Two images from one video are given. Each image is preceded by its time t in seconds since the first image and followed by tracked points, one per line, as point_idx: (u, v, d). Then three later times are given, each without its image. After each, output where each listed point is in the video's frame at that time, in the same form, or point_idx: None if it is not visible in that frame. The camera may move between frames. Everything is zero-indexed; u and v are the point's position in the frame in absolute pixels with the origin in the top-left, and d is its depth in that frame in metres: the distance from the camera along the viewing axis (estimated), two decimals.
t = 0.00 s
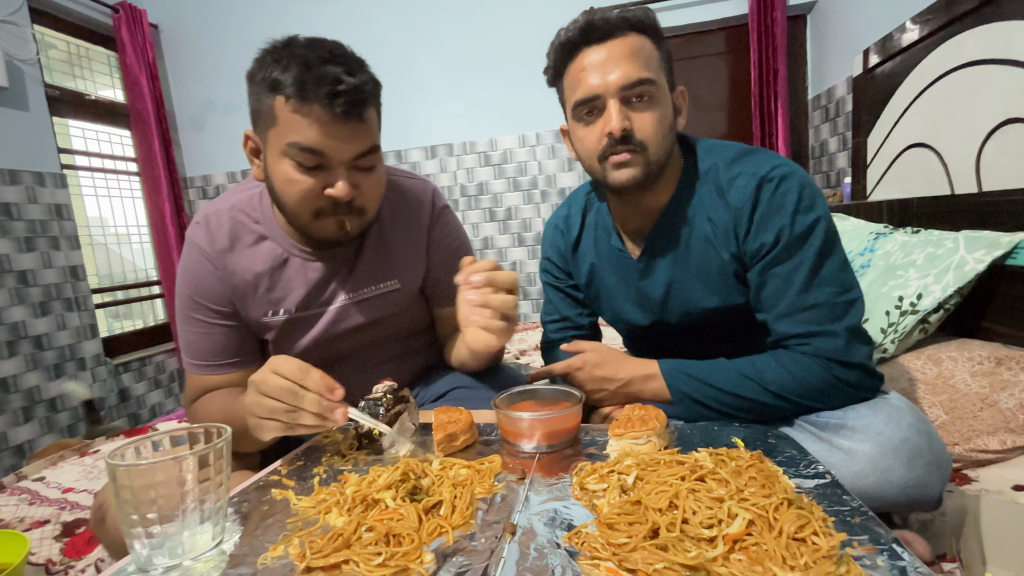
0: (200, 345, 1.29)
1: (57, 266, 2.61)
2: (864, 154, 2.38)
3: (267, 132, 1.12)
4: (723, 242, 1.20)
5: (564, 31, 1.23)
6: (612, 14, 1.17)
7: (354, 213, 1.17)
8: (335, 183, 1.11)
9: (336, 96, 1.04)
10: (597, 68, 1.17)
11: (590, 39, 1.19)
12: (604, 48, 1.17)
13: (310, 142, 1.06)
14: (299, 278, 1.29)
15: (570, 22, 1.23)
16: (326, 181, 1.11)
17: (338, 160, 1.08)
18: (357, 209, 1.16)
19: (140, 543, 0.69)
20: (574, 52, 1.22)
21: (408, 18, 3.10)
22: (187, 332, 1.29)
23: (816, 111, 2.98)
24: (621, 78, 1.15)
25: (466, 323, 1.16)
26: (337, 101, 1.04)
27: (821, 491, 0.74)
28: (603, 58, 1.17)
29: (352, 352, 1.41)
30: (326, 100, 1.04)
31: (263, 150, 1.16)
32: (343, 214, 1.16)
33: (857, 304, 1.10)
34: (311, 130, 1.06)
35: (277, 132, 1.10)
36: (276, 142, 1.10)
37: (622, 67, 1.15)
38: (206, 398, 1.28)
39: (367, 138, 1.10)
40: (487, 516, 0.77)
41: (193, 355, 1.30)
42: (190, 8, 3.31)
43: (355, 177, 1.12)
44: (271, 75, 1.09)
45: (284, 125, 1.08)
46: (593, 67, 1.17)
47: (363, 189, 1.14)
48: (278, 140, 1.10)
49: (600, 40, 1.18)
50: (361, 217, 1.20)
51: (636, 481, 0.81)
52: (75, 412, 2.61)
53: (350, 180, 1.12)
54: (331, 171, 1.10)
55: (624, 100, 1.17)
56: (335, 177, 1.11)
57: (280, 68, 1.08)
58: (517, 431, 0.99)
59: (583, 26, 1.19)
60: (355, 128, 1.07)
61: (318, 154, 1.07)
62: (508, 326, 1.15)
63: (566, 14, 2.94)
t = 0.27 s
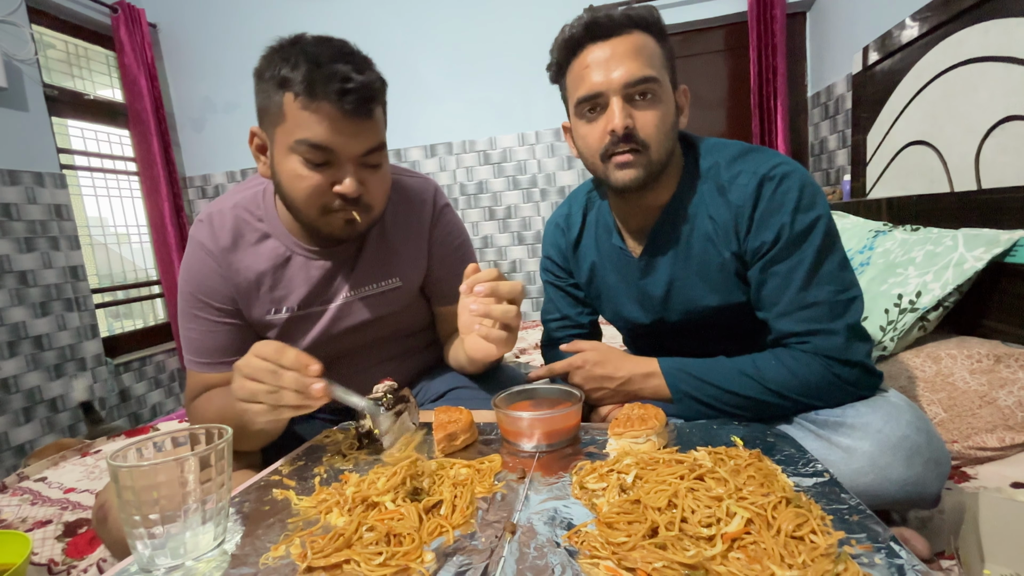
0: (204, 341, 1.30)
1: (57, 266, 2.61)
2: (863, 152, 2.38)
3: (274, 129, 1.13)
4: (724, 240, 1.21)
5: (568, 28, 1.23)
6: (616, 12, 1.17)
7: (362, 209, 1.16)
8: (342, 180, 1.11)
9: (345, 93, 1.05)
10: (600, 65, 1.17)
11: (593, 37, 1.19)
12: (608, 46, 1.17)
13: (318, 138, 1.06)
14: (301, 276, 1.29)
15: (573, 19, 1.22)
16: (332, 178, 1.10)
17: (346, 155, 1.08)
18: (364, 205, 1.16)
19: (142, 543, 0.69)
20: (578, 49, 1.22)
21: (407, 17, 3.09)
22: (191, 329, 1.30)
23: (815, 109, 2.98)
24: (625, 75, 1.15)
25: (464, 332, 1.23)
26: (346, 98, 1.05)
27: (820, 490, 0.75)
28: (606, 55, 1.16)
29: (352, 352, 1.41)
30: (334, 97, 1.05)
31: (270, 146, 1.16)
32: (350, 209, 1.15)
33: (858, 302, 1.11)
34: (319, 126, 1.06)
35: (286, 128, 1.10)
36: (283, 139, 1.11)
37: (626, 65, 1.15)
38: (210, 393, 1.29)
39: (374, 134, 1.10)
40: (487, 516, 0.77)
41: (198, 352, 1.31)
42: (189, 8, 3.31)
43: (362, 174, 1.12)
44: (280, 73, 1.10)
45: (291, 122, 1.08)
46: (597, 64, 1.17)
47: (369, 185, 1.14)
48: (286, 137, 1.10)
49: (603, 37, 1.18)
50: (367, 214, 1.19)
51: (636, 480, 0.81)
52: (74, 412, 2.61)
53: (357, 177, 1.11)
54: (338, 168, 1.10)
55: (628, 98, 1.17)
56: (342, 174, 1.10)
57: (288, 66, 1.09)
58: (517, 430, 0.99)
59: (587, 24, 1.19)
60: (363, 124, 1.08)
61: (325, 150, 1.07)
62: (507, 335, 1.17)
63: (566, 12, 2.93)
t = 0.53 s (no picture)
0: (216, 315, 1.25)
1: (53, 263, 2.60)
2: (861, 147, 2.38)
3: (298, 100, 0.96)
4: (724, 234, 1.20)
5: (568, 17, 1.21)
6: (618, 0, 1.15)
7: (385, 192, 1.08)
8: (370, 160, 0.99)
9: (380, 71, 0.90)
10: (600, 54, 1.15)
11: (594, 26, 1.18)
12: (608, 34, 1.15)
13: (351, 115, 0.93)
14: (319, 254, 1.27)
15: (574, 8, 1.21)
16: (358, 153, 0.98)
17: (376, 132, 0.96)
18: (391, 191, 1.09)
19: (136, 539, 0.68)
20: (577, 38, 1.20)
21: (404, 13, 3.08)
22: (203, 300, 1.25)
23: (813, 104, 2.97)
24: (625, 64, 1.13)
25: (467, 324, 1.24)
26: (379, 77, 0.90)
27: (816, 483, 0.75)
28: (606, 44, 1.15)
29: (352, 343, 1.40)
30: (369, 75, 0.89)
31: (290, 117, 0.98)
32: (375, 188, 1.05)
33: (857, 297, 1.10)
34: (349, 101, 0.92)
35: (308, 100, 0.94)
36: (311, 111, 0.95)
37: (626, 54, 1.14)
38: (216, 372, 1.25)
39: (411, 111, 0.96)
40: (484, 510, 0.77)
41: (207, 324, 1.26)
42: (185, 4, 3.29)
43: (392, 155, 1.01)
44: (317, 51, 0.92)
45: (323, 97, 0.93)
46: (597, 53, 1.16)
47: (396, 167, 1.03)
48: (317, 112, 0.95)
49: (604, 26, 1.17)
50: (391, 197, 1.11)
51: (633, 475, 0.81)
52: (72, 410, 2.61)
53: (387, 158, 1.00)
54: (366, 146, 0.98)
55: (628, 87, 1.15)
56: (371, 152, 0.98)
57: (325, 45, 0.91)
58: (514, 425, 0.99)
59: (589, 11, 1.17)
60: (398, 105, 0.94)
61: (355, 127, 0.94)
62: (511, 326, 1.18)
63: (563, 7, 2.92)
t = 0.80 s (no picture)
0: (234, 282, 1.34)
1: (46, 261, 2.58)
2: (858, 143, 2.37)
3: (343, 91, 1.30)
4: (721, 230, 1.19)
5: (564, 13, 1.20)
6: None
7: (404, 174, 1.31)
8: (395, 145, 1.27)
9: (411, 62, 1.25)
10: (596, 51, 1.14)
11: (589, 22, 1.17)
12: (603, 31, 1.15)
13: (382, 101, 1.24)
14: (337, 235, 1.42)
15: (569, 4, 1.20)
16: (386, 139, 1.28)
17: (403, 118, 1.26)
18: (409, 171, 1.32)
19: (123, 539, 0.67)
20: (573, 35, 1.19)
21: (400, 9, 3.06)
22: (224, 268, 1.35)
23: (810, 100, 2.96)
24: (620, 61, 1.12)
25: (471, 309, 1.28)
26: (411, 66, 1.25)
27: (813, 480, 0.74)
28: (602, 41, 1.14)
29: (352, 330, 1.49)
30: (401, 64, 1.24)
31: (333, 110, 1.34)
32: (396, 171, 1.30)
33: (855, 292, 1.10)
34: (381, 88, 1.24)
35: (352, 92, 1.28)
36: (349, 100, 1.28)
37: (621, 51, 1.13)
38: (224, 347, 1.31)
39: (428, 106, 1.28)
40: (477, 509, 0.76)
41: (224, 292, 1.34)
42: None
43: (413, 142, 1.30)
44: (355, 44, 1.29)
45: (359, 84, 1.27)
46: (592, 50, 1.15)
47: (416, 153, 1.31)
48: (351, 97, 1.28)
49: (599, 23, 1.16)
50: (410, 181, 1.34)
51: (628, 472, 0.80)
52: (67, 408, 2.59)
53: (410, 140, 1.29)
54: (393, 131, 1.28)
55: (624, 84, 1.14)
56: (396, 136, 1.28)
57: (363, 38, 1.29)
58: (509, 423, 0.98)
59: (583, 8, 1.17)
60: (420, 92, 1.26)
61: (385, 113, 1.25)
62: (517, 313, 1.18)
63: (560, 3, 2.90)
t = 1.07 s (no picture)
0: (264, 250, 1.38)
1: (51, 257, 2.59)
2: (863, 138, 2.36)
3: (378, 79, 1.36)
4: (724, 225, 1.19)
5: (562, 8, 1.19)
6: None
7: (428, 158, 1.36)
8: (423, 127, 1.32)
9: (442, 52, 1.31)
10: (595, 46, 1.13)
11: (588, 17, 1.16)
12: (603, 26, 1.14)
13: (413, 88, 1.30)
14: (364, 215, 1.46)
15: None
16: (414, 123, 1.33)
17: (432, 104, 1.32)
18: (434, 156, 1.37)
19: (126, 531, 0.68)
20: (573, 30, 1.18)
21: (402, 4, 3.05)
22: (255, 236, 1.39)
23: (815, 95, 2.94)
24: (620, 56, 1.12)
25: (485, 291, 1.30)
26: (442, 56, 1.30)
27: (816, 474, 0.74)
28: (602, 35, 1.13)
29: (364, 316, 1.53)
30: (433, 54, 1.30)
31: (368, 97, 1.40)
32: (420, 156, 1.35)
33: (860, 286, 1.09)
34: (413, 75, 1.30)
35: (384, 80, 1.34)
36: (382, 87, 1.34)
37: (622, 46, 1.12)
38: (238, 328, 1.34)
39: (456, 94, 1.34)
40: (479, 502, 0.76)
41: (253, 259, 1.38)
42: None
43: (441, 128, 1.36)
44: (391, 36, 1.35)
45: (393, 72, 1.32)
46: (592, 45, 1.14)
47: (442, 139, 1.36)
48: (384, 84, 1.33)
49: (598, 18, 1.15)
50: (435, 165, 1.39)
51: (630, 466, 0.80)
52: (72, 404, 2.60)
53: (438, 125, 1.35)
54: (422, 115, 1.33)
55: (624, 79, 1.14)
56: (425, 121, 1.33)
57: (398, 32, 1.35)
58: (511, 417, 0.98)
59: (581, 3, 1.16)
60: (449, 81, 1.32)
61: (416, 99, 1.31)
62: (530, 293, 1.14)
63: None
